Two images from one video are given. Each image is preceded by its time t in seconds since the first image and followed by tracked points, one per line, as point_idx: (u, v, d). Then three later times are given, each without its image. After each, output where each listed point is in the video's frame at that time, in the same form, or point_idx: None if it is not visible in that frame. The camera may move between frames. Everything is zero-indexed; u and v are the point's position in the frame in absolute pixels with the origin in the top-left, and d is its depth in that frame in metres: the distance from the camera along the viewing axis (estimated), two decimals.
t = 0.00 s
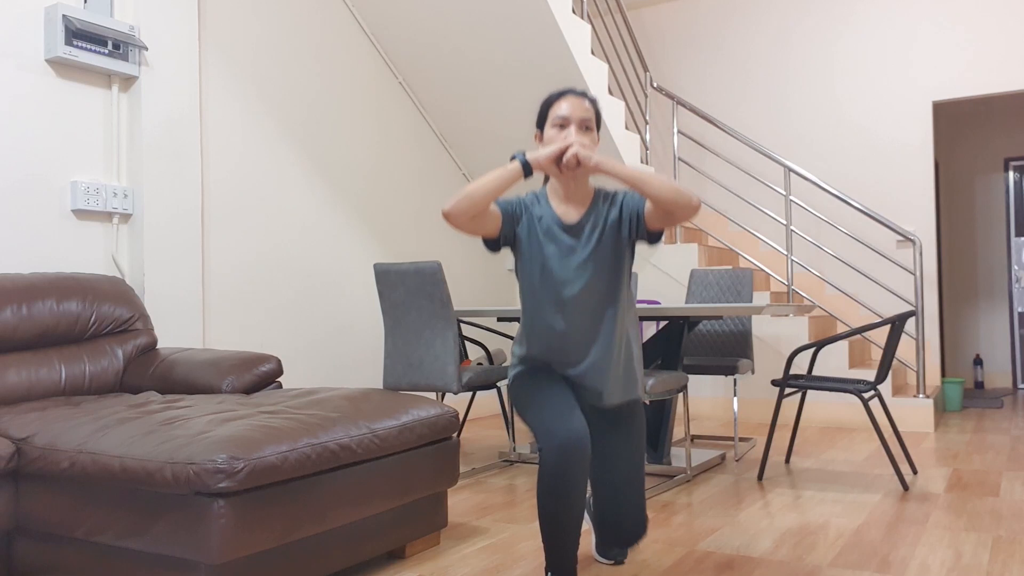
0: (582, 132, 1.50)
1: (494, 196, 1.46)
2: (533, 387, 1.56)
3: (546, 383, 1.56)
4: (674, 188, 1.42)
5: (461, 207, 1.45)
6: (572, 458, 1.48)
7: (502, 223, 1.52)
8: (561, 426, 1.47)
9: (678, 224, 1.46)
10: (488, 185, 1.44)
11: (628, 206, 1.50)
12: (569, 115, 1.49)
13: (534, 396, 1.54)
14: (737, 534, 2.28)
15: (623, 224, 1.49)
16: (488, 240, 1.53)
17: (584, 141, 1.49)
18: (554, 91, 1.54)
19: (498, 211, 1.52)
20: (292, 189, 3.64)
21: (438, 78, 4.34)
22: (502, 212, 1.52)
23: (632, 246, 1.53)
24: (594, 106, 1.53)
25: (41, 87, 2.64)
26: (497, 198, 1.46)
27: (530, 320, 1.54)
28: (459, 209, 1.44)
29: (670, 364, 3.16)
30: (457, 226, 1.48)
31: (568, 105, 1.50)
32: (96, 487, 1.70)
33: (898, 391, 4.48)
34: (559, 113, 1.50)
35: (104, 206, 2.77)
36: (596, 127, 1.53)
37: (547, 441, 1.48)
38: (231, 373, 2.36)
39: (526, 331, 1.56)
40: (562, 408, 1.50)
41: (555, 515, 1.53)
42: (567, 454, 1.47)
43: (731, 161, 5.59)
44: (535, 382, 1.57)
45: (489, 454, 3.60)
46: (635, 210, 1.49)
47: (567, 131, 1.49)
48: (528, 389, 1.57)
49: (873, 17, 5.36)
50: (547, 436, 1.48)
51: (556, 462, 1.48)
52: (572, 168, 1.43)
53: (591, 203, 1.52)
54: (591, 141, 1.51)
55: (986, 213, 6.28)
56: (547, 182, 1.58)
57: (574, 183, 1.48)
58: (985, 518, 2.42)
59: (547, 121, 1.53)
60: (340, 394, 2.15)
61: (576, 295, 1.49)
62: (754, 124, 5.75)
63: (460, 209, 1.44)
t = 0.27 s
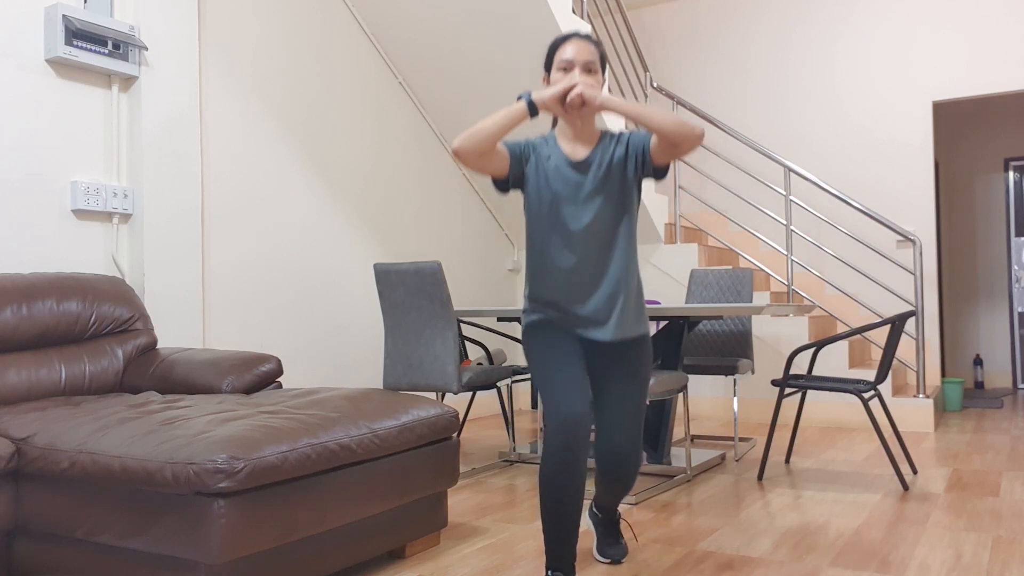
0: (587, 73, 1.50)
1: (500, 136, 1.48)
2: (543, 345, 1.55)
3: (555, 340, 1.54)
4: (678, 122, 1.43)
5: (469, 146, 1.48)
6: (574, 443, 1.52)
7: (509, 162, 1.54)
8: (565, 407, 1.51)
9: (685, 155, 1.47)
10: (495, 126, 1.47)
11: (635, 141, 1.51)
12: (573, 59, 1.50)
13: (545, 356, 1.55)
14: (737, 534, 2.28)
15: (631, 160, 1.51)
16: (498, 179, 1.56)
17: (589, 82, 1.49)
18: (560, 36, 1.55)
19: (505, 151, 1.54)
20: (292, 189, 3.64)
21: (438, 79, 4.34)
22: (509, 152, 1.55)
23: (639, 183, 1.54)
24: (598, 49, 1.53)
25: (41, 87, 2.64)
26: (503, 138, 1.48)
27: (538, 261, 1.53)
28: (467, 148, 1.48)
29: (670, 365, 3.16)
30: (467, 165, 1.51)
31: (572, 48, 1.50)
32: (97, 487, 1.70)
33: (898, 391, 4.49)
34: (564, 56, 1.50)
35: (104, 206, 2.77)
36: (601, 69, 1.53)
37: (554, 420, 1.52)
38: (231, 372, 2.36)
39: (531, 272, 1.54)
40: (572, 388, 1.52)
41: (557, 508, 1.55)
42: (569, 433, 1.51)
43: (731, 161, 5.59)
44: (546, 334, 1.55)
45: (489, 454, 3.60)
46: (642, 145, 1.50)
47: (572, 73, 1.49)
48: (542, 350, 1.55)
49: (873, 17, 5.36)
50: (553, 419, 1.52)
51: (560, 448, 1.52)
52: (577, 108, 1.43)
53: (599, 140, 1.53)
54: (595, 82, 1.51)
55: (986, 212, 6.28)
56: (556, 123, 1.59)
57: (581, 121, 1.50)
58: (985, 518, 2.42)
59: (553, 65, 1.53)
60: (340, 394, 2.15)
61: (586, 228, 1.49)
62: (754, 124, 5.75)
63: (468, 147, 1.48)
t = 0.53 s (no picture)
0: (598, 42, 1.59)
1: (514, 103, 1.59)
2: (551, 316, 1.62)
3: (563, 310, 1.61)
4: (686, 92, 1.53)
5: (482, 111, 1.56)
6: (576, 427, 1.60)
7: (522, 127, 1.65)
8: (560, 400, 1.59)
9: (692, 125, 1.59)
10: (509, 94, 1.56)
11: (647, 109, 1.63)
12: (584, 28, 1.58)
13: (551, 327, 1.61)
14: (737, 534, 2.28)
15: (644, 125, 1.62)
16: (510, 142, 1.66)
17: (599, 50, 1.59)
18: (574, 3, 1.63)
19: (519, 116, 1.64)
20: (292, 189, 3.63)
21: (437, 79, 4.34)
22: (522, 118, 1.64)
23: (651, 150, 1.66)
24: (609, 18, 1.62)
25: (41, 88, 2.64)
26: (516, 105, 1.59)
27: (553, 223, 1.63)
28: (480, 115, 1.56)
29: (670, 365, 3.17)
30: (481, 130, 1.60)
31: (584, 18, 1.58)
32: (96, 487, 1.70)
33: (898, 390, 4.49)
34: (576, 26, 1.59)
35: (104, 206, 2.77)
36: (612, 37, 1.62)
37: (557, 405, 1.59)
38: (231, 372, 2.36)
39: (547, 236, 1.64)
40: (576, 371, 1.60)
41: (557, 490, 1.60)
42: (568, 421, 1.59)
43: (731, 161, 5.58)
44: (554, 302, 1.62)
45: (489, 454, 3.60)
46: (652, 113, 1.62)
47: (584, 42, 1.58)
48: (550, 320, 1.62)
49: (873, 17, 5.36)
50: (554, 403, 1.59)
51: (560, 435, 1.59)
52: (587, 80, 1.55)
53: (610, 107, 1.64)
54: (607, 49, 1.61)
55: (986, 212, 6.29)
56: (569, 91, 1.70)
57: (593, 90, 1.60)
58: (985, 518, 2.42)
59: (565, 33, 1.62)
60: (340, 394, 2.15)
61: (600, 187, 1.60)
62: (755, 124, 5.75)
63: (482, 113, 1.56)
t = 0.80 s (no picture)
0: (603, 42, 1.60)
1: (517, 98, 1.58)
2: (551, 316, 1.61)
3: (563, 310, 1.61)
4: (689, 94, 1.55)
5: (483, 104, 1.56)
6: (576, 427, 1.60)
7: (525, 122, 1.64)
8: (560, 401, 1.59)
9: (694, 127, 1.60)
10: (513, 90, 1.56)
11: (650, 110, 1.64)
12: (591, 27, 1.59)
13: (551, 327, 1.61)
14: (737, 534, 2.28)
15: (646, 126, 1.64)
16: (511, 138, 1.66)
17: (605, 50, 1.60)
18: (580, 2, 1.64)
19: (522, 112, 1.64)
20: (291, 189, 3.63)
21: (437, 79, 4.34)
22: (524, 113, 1.64)
23: (652, 151, 1.67)
24: (618, 19, 1.63)
25: (41, 88, 2.64)
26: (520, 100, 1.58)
27: (554, 221, 1.65)
28: (482, 106, 1.56)
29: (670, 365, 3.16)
30: (482, 124, 1.60)
31: (592, 17, 1.59)
32: (96, 487, 1.70)
33: (898, 390, 4.49)
34: (582, 25, 1.60)
35: (104, 206, 2.77)
36: (618, 38, 1.63)
37: (559, 404, 1.59)
38: (231, 373, 2.36)
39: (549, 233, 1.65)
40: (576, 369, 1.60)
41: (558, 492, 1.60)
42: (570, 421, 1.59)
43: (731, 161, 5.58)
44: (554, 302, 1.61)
45: (489, 454, 3.60)
46: (655, 113, 1.63)
47: (590, 41, 1.60)
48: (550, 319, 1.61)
49: (873, 17, 5.36)
50: (555, 403, 1.59)
51: (560, 436, 1.59)
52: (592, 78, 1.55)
53: (613, 107, 1.66)
54: (612, 49, 1.62)
55: (986, 212, 6.29)
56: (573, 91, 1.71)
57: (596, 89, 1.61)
58: (986, 518, 2.42)
59: (572, 32, 1.63)
60: (340, 394, 2.15)
61: (601, 185, 1.61)
62: (755, 124, 5.75)
63: (483, 105, 1.56)
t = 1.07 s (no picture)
0: (601, 36, 1.59)
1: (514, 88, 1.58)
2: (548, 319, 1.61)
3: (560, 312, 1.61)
4: (687, 83, 1.56)
5: (479, 93, 1.56)
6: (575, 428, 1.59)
7: (520, 115, 1.64)
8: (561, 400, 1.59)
9: (691, 118, 1.62)
10: (511, 79, 1.56)
11: (646, 103, 1.64)
12: (588, 21, 1.58)
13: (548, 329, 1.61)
14: (737, 534, 2.28)
15: (643, 120, 1.65)
16: (506, 131, 1.64)
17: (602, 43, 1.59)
18: None
19: (516, 104, 1.63)
20: (291, 189, 3.63)
21: (437, 79, 4.34)
22: (519, 107, 1.64)
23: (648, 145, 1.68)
24: (614, 13, 1.62)
25: (41, 88, 2.64)
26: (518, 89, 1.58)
27: (552, 221, 1.64)
28: (478, 95, 1.55)
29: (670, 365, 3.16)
30: (477, 114, 1.59)
31: (589, 11, 1.59)
32: (96, 487, 1.70)
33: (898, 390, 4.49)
34: (579, 19, 1.59)
35: (104, 206, 2.77)
36: (614, 32, 1.63)
37: (557, 403, 1.59)
38: (231, 372, 2.36)
39: (546, 232, 1.64)
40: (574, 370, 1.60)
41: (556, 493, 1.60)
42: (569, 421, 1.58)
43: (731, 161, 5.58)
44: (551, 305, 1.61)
45: (489, 454, 3.60)
46: (652, 107, 1.64)
47: (586, 33, 1.58)
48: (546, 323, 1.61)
49: (873, 17, 5.36)
50: (555, 404, 1.59)
51: (560, 437, 1.59)
52: (592, 67, 1.55)
53: (608, 101, 1.66)
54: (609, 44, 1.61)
55: (986, 212, 6.29)
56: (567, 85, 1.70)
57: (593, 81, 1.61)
58: (985, 518, 2.42)
59: (568, 26, 1.62)
60: (340, 394, 2.15)
61: (599, 184, 1.60)
62: (755, 124, 5.75)
63: (479, 94, 1.55)
